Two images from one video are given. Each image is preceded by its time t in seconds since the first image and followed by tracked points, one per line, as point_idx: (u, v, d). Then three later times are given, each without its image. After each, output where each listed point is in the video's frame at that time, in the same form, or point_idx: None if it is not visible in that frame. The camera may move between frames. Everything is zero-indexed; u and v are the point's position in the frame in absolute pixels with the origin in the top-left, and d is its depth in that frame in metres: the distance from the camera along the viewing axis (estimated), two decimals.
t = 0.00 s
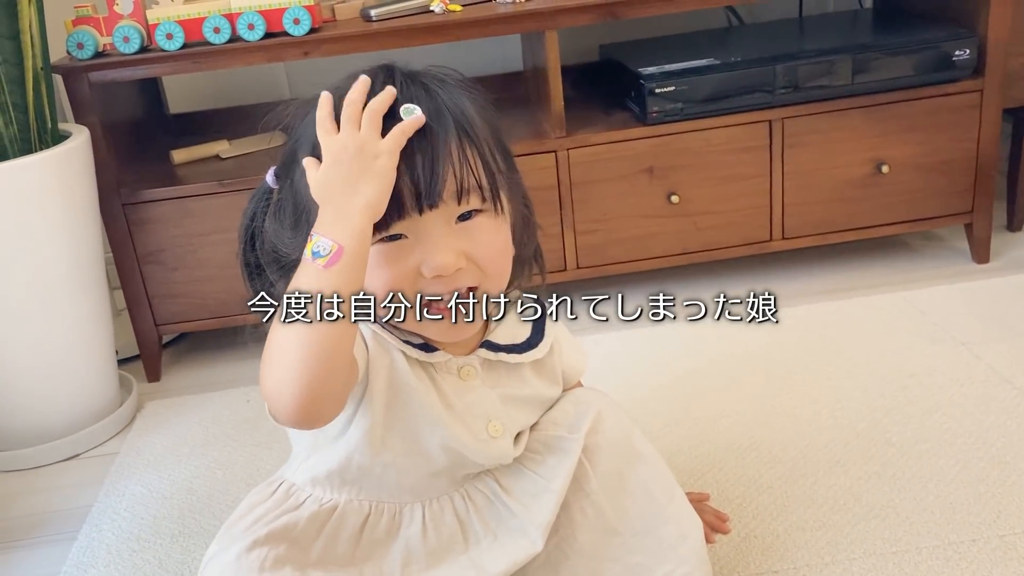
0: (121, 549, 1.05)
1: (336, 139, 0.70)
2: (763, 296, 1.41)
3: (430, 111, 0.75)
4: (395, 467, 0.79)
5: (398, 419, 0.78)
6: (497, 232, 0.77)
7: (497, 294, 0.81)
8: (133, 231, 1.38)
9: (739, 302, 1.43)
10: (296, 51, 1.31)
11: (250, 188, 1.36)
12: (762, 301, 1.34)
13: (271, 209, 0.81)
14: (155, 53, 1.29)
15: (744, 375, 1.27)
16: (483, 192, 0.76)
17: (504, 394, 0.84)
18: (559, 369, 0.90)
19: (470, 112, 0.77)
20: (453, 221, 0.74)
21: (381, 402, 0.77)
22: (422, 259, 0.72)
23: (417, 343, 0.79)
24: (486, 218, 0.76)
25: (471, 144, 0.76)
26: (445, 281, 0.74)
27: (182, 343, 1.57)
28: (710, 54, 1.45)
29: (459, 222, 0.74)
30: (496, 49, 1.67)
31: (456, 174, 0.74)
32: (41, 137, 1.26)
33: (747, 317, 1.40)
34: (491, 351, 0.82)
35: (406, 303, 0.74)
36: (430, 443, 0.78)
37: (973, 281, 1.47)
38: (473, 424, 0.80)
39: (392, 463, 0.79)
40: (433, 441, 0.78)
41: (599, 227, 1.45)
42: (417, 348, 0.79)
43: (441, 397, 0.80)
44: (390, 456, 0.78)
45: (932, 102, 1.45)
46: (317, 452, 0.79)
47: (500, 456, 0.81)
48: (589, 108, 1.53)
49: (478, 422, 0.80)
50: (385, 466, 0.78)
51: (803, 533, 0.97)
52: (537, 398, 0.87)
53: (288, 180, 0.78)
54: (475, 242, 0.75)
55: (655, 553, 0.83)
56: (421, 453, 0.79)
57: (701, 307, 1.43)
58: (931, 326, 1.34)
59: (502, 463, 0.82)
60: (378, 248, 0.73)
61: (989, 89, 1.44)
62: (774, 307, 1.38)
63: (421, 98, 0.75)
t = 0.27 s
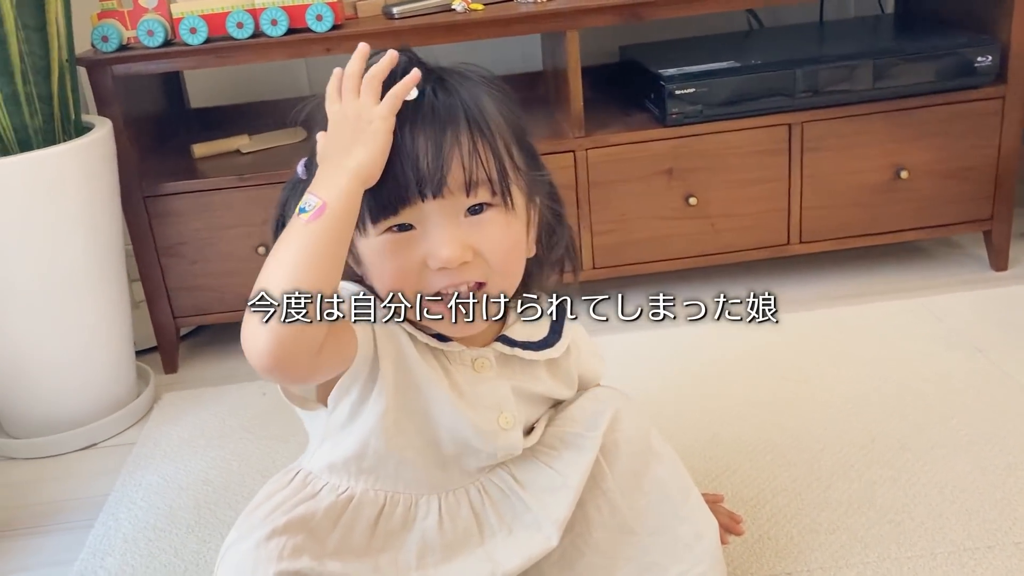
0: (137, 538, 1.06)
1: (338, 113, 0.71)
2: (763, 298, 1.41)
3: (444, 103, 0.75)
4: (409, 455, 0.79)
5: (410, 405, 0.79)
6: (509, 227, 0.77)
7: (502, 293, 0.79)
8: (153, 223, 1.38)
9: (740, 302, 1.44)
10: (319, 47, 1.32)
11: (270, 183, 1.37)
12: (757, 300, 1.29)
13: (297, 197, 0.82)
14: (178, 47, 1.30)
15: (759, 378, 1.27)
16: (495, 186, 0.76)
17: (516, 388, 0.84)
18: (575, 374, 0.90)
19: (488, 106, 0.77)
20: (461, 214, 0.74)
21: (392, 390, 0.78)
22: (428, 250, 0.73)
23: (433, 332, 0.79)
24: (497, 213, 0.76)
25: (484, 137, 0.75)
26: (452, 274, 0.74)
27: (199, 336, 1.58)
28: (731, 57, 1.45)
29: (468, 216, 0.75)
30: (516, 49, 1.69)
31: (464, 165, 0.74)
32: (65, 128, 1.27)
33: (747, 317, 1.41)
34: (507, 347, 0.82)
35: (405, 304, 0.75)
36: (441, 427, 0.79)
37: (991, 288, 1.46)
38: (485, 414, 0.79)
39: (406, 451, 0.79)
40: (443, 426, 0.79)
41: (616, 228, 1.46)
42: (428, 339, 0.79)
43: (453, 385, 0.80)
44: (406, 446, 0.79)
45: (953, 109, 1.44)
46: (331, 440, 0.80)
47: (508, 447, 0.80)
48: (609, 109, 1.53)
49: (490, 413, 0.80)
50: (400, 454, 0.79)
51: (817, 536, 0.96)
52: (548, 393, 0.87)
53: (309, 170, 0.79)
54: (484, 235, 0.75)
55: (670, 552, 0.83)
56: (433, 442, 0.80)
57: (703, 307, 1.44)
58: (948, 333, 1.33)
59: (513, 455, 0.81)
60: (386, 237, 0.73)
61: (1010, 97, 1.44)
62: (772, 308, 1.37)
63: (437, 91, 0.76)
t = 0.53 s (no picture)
0: (163, 525, 1.06)
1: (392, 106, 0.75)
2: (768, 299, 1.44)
3: (489, 98, 0.75)
4: (436, 445, 0.80)
5: (438, 394, 0.80)
6: (545, 221, 0.77)
7: (503, 293, 0.77)
8: (185, 214, 1.40)
9: (743, 305, 1.47)
10: (353, 43, 1.32)
11: (301, 177, 1.38)
12: (762, 302, 1.31)
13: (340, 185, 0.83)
14: (214, 40, 1.31)
15: (785, 384, 1.27)
16: (533, 180, 0.76)
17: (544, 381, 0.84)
18: (602, 371, 0.90)
19: (531, 101, 0.77)
20: (500, 206, 0.75)
21: (420, 378, 0.79)
22: (464, 241, 0.73)
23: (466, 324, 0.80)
24: (534, 206, 0.76)
25: (526, 131, 0.76)
26: (487, 265, 0.74)
27: (226, 327, 1.59)
28: (764, 62, 1.45)
29: (505, 208, 0.75)
30: (548, 51, 1.70)
31: (505, 158, 0.74)
32: (101, 118, 1.28)
33: (750, 318, 1.44)
34: (534, 342, 0.83)
35: (405, 304, 0.77)
36: (469, 416, 0.79)
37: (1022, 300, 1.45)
38: (512, 404, 0.79)
39: (433, 439, 0.80)
40: (469, 416, 0.80)
41: (644, 230, 1.45)
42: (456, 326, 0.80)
43: (481, 375, 0.80)
44: (434, 436, 0.79)
45: (988, 118, 1.43)
46: (359, 428, 0.81)
47: (534, 440, 0.80)
48: (639, 111, 1.53)
49: (518, 404, 0.79)
50: (428, 443, 0.79)
51: (841, 543, 0.96)
52: (575, 389, 0.87)
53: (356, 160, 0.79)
54: (519, 227, 0.75)
55: (695, 554, 0.82)
56: (460, 432, 0.81)
57: (703, 308, 1.47)
58: (977, 344, 1.32)
59: (539, 447, 0.81)
60: (424, 225, 0.74)
61: None
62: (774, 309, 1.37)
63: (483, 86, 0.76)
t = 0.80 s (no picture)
0: (180, 519, 1.07)
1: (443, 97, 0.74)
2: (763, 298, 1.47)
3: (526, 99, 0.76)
4: (454, 440, 0.80)
5: (456, 388, 0.80)
6: (571, 221, 0.78)
7: (503, 293, 0.76)
8: (206, 211, 1.41)
9: (739, 304, 1.50)
10: (374, 42, 1.33)
11: (322, 175, 1.38)
12: (761, 301, 1.35)
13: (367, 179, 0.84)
14: (236, 39, 1.32)
15: (803, 388, 1.26)
16: (563, 180, 0.77)
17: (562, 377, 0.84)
18: (620, 371, 0.89)
19: (563, 105, 0.79)
20: (529, 205, 0.75)
21: (439, 372, 0.79)
22: (494, 239, 0.74)
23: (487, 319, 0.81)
24: (562, 206, 0.77)
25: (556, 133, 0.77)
26: (515, 263, 0.75)
27: (245, 324, 1.60)
28: (785, 64, 1.44)
29: (535, 207, 0.76)
30: (569, 52, 1.70)
31: (537, 159, 0.75)
32: (124, 115, 1.29)
33: (746, 317, 1.46)
34: (554, 338, 0.83)
35: (405, 304, 0.75)
36: (486, 412, 0.80)
37: None
38: (530, 401, 0.79)
39: (451, 433, 0.80)
40: (487, 411, 0.80)
41: (662, 231, 1.45)
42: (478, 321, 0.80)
43: (500, 371, 0.80)
44: (452, 431, 0.80)
45: (1011, 122, 1.42)
46: (378, 422, 0.82)
47: (551, 436, 0.80)
48: (659, 112, 1.53)
49: (535, 402, 0.79)
50: (446, 439, 0.80)
51: (858, 548, 0.95)
52: (592, 387, 0.87)
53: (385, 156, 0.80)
54: (548, 227, 0.76)
55: (711, 557, 0.82)
56: (477, 427, 0.81)
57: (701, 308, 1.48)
58: (997, 350, 1.31)
59: (556, 444, 0.81)
60: (453, 221, 0.75)
61: None
62: (775, 308, 1.42)
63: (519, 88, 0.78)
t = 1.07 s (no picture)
0: (187, 518, 1.07)
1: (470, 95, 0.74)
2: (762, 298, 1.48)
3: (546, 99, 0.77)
4: (462, 436, 0.80)
5: (465, 383, 0.80)
6: (586, 221, 0.78)
7: (504, 293, 0.76)
8: (214, 210, 1.41)
9: (739, 304, 1.50)
10: (382, 42, 1.33)
11: (330, 174, 1.38)
12: (761, 303, 1.33)
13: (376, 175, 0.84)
14: (245, 38, 1.32)
15: (811, 388, 1.25)
16: (578, 179, 0.77)
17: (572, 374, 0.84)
18: (628, 368, 0.90)
19: (580, 107, 0.79)
20: (544, 205, 0.75)
21: (449, 367, 0.80)
22: (509, 237, 0.74)
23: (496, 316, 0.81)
24: (577, 206, 0.77)
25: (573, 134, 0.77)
26: (529, 262, 0.75)
27: (252, 324, 1.60)
28: (794, 64, 1.44)
29: (550, 206, 0.76)
30: (576, 52, 1.70)
31: (554, 159, 0.75)
32: (132, 115, 1.30)
33: (746, 317, 1.47)
34: (563, 334, 0.83)
35: (405, 305, 0.74)
36: (495, 408, 0.80)
37: None
38: (539, 397, 0.80)
39: (459, 429, 0.80)
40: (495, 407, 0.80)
41: (670, 232, 1.45)
42: (485, 318, 0.80)
43: (509, 367, 0.80)
44: (459, 426, 0.80)
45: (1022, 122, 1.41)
46: (386, 417, 0.82)
47: (559, 432, 0.80)
48: (667, 113, 1.53)
49: (545, 397, 0.80)
50: (454, 434, 0.80)
51: (867, 549, 0.95)
52: (599, 384, 0.87)
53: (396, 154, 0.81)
54: (562, 227, 0.76)
55: (719, 557, 0.81)
56: (485, 424, 0.81)
57: (702, 308, 1.48)
58: (1007, 351, 1.30)
59: (564, 441, 0.81)
60: (468, 219, 0.74)
61: None
62: (775, 309, 1.38)
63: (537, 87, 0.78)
